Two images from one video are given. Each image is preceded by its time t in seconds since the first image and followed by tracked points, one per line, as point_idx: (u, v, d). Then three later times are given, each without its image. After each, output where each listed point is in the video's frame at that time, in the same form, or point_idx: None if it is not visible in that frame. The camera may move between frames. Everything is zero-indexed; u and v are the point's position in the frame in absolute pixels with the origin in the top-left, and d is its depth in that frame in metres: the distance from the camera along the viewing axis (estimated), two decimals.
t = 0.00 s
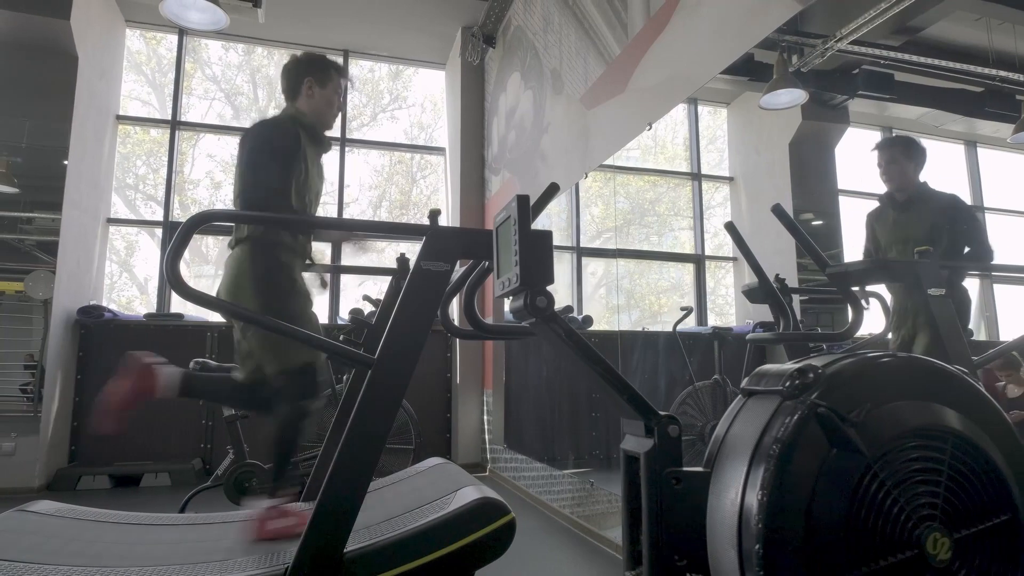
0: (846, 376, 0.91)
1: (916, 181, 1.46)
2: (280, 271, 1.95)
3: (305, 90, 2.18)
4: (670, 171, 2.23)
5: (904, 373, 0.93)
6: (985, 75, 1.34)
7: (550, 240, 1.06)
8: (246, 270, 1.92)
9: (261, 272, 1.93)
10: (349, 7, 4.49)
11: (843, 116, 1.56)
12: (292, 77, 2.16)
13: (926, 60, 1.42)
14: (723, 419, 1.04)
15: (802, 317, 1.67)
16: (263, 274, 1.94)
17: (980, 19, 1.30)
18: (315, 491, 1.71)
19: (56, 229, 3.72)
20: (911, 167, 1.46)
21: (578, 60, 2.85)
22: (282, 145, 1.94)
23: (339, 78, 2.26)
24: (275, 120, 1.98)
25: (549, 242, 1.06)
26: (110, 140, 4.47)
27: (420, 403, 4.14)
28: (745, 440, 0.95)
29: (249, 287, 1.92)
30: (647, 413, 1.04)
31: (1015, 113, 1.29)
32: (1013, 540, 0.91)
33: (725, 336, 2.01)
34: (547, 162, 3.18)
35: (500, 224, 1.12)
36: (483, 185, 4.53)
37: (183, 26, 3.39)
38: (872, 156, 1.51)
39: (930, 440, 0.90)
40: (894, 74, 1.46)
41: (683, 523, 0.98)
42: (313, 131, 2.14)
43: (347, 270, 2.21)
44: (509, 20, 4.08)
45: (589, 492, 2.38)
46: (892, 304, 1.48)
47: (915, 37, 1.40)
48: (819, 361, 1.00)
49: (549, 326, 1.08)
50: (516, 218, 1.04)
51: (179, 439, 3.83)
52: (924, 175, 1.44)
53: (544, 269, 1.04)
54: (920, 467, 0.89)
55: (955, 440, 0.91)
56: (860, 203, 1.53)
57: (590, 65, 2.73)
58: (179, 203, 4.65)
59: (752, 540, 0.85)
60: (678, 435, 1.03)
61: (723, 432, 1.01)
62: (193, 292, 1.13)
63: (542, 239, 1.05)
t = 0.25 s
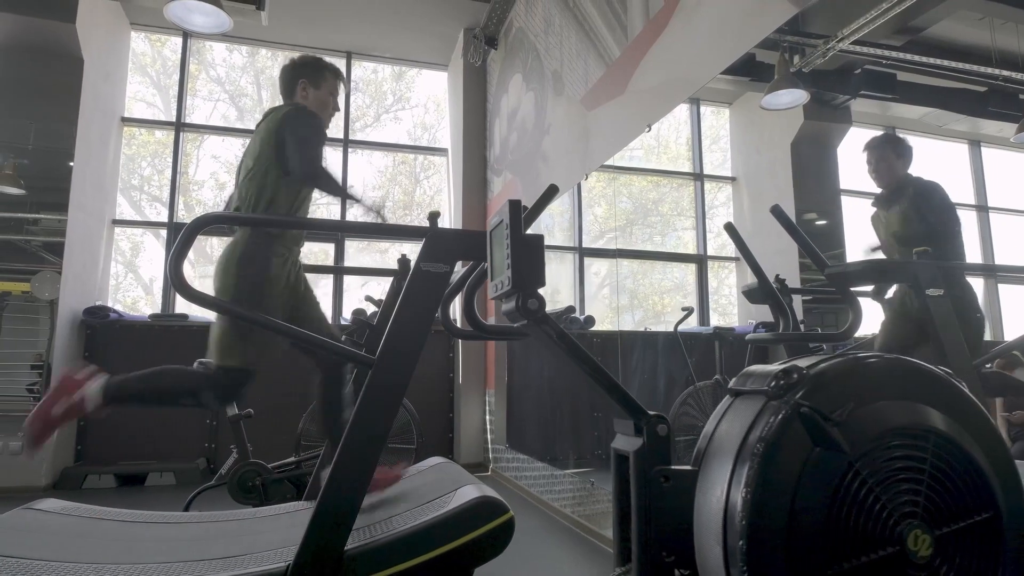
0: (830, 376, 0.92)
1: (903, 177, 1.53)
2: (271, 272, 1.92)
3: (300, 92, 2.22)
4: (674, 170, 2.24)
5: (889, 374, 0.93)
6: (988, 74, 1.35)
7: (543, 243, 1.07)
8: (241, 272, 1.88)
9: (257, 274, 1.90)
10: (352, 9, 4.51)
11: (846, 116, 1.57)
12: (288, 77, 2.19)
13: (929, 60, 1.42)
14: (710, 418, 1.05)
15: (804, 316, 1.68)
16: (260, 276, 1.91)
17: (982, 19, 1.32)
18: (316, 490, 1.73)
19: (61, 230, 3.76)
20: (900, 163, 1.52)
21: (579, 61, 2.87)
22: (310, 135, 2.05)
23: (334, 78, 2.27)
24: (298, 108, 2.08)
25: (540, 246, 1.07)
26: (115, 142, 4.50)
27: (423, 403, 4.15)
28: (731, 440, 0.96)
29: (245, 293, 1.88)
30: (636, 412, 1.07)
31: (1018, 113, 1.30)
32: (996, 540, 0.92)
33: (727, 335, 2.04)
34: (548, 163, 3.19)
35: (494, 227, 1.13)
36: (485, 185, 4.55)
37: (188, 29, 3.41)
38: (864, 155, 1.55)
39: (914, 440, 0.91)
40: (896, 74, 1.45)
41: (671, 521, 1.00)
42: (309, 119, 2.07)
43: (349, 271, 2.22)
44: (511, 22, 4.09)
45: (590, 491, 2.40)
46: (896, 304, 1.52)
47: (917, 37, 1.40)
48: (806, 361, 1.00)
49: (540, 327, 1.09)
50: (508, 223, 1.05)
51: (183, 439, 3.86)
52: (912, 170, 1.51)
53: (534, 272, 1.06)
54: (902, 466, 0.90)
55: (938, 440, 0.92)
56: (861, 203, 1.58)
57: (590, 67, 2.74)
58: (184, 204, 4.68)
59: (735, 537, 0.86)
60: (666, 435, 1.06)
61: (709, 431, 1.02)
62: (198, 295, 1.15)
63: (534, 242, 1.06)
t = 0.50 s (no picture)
0: (815, 375, 0.96)
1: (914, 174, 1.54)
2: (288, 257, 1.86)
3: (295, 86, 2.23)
4: (676, 171, 2.23)
5: (875, 373, 0.98)
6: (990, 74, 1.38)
7: (535, 243, 1.07)
8: (246, 269, 1.82)
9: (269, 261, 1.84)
10: (355, 10, 4.52)
11: (848, 116, 1.57)
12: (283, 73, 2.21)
13: (935, 60, 1.44)
14: (701, 416, 1.08)
15: (806, 315, 1.70)
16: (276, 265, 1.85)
17: (986, 18, 1.35)
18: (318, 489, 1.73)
19: (67, 230, 3.79)
20: (911, 159, 1.54)
21: (580, 62, 2.87)
22: (272, 135, 1.96)
23: (330, 72, 2.26)
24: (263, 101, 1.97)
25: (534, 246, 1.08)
26: (120, 143, 4.53)
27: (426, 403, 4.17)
28: (719, 436, 0.99)
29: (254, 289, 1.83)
30: (628, 410, 1.07)
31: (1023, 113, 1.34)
32: (976, 533, 0.96)
33: (728, 335, 2.07)
34: (550, 163, 3.20)
35: (489, 228, 1.14)
36: (488, 186, 4.56)
37: (193, 32, 3.44)
38: (872, 151, 1.57)
39: (897, 437, 0.95)
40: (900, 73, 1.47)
41: (660, 515, 1.02)
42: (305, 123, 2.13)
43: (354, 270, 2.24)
44: (513, 23, 4.10)
45: (591, 491, 2.41)
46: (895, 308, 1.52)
47: (920, 36, 1.41)
48: (794, 361, 1.05)
49: (533, 327, 1.10)
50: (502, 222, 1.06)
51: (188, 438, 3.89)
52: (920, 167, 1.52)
53: (528, 272, 1.06)
54: (886, 462, 0.94)
55: (922, 437, 0.96)
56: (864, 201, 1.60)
57: (591, 68, 2.75)
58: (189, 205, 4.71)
59: (723, 532, 0.89)
60: (657, 432, 1.06)
61: (700, 428, 1.06)
62: (199, 294, 1.16)
63: (527, 242, 1.07)
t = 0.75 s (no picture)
0: (803, 373, 0.98)
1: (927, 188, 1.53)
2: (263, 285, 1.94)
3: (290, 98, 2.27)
4: (680, 171, 2.21)
5: (862, 372, 0.99)
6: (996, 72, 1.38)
7: (528, 244, 1.09)
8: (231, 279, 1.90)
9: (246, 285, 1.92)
10: (359, 12, 4.55)
11: (852, 115, 1.59)
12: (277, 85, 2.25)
13: (943, 60, 1.44)
14: (691, 414, 1.10)
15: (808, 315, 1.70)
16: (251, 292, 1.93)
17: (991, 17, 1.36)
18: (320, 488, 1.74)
19: (74, 231, 3.82)
20: (926, 171, 1.53)
21: (582, 63, 2.88)
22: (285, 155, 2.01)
23: (323, 85, 2.28)
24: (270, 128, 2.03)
25: (526, 248, 1.10)
26: (126, 144, 4.57)
27: (430, 403, 4.18)
28: (708, 433, 1.01)
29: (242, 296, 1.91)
30: (619, 408, 1.08)
31: None
32: (963, 530, 0.97)
33: (731, 335, 2.02)
34: (552, 164, 3.21)
35: (484, 228, 1.16)
36: (491, 186, 4.57)
37: (198, 34, 3.47)
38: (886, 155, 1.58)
39: (884, 435, 0.97)
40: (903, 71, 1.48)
41: (650, 512, 1.04)
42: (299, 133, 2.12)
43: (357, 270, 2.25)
44: (515, 24, 4.10)
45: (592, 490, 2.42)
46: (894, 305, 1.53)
47: (926, 35, 1.42)
48: (784, 359, 1.06)
49: (527, 327, 1.11)
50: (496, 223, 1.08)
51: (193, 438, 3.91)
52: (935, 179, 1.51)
53: (521, 272, 1.08)
54: (872, 459, 0.96)
55: (908, 435, 0.98)
56: (871, 203, 1.58)
57: (592, 69, 2.75)
58: (194, 205, 4.73)
59: (710, 526, 0.91)
60: (649, 429, 1.08)
61: (690, 425, 1.07)
62: (207, 296, 1.18)
63: (520, 243, 1.09)
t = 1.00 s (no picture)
0: (794, 373, 0.98)
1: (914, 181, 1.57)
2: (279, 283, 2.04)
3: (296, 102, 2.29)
4: (683, 170, 2.19)
5: (853, 372, 1.00)
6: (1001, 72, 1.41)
7: (523, 244, 1.11)
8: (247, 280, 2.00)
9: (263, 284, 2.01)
10: (362, 14, 4.56)
11: (856, 113, 1.57)
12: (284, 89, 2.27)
13: (949, 58, 1.45)
14: (683, 414, 1.10)
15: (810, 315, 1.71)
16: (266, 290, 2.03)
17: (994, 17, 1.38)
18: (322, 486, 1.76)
19: (80, 232, 3.86)
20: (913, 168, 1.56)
21: (583, 64, 2.88)
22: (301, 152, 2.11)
23: (328, 86, 2.30)
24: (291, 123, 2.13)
25: (522, 250, 1.12)
26: (132, 146, 4.60)
27: (434, 403, 4.19)
28: (699, 432, 1.01)
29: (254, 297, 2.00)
30: (613, 407, 1.09)
31: None
32: (953, 528, 0.98)
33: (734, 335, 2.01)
34: (554, 164, 3.21)
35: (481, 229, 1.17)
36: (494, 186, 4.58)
37: (202, 37, 3.49)
38: (877, 155, 1.58)
39: (874, 434, 0.97)
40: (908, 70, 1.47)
41: (644, 511, 1.04)
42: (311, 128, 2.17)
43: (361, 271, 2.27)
44: (518, 25, 4.11)
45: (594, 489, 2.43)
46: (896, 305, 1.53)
47: (928, 35, 1.42)
48: (775, 359, 1.07)
49: (522, 327, 1.12)
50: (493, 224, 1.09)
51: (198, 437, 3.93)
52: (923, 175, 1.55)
53: (516, 273, 1.10)
54: (862, 458, 0.97)
55: (899, 434, 0.98)
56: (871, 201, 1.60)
57: (594, 70, 2.76)
58: (200, 206, 4.76)
59: (701, 524, 0.92)
60: (642, 428, 1.08)
61: (682, 425, 1.08)
62: (210, 297, 1.19)
63: (514, 245, 1.10)
